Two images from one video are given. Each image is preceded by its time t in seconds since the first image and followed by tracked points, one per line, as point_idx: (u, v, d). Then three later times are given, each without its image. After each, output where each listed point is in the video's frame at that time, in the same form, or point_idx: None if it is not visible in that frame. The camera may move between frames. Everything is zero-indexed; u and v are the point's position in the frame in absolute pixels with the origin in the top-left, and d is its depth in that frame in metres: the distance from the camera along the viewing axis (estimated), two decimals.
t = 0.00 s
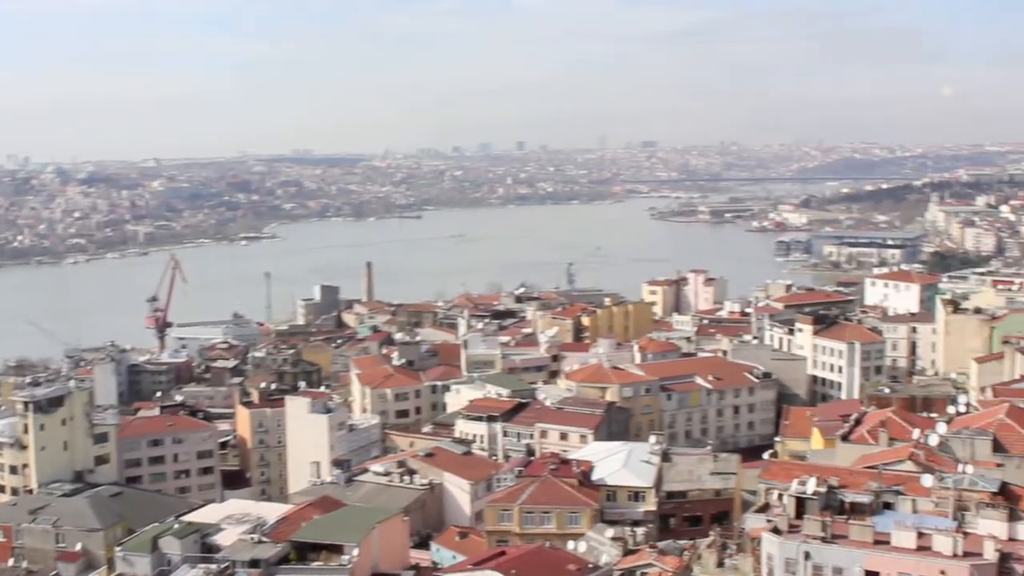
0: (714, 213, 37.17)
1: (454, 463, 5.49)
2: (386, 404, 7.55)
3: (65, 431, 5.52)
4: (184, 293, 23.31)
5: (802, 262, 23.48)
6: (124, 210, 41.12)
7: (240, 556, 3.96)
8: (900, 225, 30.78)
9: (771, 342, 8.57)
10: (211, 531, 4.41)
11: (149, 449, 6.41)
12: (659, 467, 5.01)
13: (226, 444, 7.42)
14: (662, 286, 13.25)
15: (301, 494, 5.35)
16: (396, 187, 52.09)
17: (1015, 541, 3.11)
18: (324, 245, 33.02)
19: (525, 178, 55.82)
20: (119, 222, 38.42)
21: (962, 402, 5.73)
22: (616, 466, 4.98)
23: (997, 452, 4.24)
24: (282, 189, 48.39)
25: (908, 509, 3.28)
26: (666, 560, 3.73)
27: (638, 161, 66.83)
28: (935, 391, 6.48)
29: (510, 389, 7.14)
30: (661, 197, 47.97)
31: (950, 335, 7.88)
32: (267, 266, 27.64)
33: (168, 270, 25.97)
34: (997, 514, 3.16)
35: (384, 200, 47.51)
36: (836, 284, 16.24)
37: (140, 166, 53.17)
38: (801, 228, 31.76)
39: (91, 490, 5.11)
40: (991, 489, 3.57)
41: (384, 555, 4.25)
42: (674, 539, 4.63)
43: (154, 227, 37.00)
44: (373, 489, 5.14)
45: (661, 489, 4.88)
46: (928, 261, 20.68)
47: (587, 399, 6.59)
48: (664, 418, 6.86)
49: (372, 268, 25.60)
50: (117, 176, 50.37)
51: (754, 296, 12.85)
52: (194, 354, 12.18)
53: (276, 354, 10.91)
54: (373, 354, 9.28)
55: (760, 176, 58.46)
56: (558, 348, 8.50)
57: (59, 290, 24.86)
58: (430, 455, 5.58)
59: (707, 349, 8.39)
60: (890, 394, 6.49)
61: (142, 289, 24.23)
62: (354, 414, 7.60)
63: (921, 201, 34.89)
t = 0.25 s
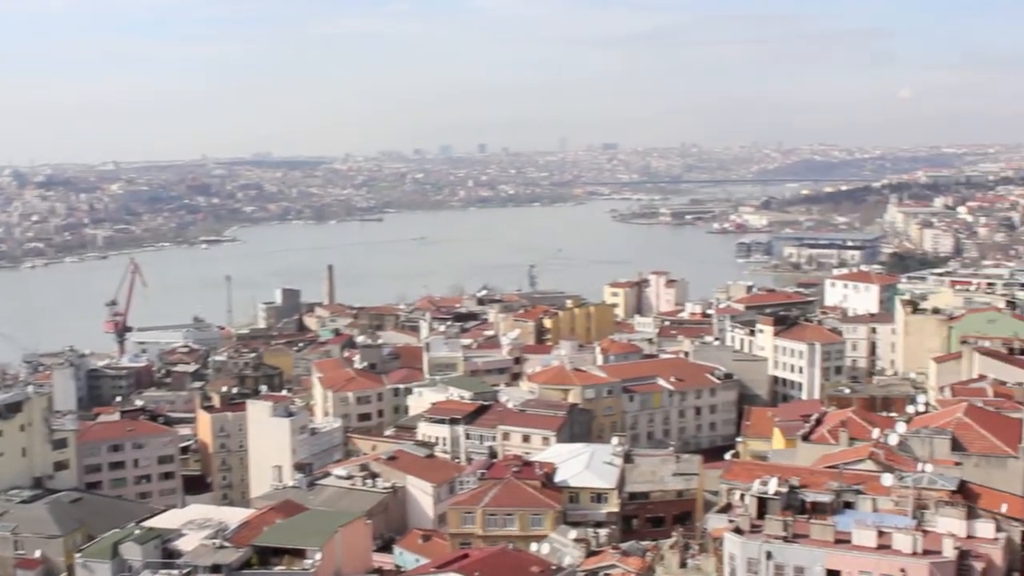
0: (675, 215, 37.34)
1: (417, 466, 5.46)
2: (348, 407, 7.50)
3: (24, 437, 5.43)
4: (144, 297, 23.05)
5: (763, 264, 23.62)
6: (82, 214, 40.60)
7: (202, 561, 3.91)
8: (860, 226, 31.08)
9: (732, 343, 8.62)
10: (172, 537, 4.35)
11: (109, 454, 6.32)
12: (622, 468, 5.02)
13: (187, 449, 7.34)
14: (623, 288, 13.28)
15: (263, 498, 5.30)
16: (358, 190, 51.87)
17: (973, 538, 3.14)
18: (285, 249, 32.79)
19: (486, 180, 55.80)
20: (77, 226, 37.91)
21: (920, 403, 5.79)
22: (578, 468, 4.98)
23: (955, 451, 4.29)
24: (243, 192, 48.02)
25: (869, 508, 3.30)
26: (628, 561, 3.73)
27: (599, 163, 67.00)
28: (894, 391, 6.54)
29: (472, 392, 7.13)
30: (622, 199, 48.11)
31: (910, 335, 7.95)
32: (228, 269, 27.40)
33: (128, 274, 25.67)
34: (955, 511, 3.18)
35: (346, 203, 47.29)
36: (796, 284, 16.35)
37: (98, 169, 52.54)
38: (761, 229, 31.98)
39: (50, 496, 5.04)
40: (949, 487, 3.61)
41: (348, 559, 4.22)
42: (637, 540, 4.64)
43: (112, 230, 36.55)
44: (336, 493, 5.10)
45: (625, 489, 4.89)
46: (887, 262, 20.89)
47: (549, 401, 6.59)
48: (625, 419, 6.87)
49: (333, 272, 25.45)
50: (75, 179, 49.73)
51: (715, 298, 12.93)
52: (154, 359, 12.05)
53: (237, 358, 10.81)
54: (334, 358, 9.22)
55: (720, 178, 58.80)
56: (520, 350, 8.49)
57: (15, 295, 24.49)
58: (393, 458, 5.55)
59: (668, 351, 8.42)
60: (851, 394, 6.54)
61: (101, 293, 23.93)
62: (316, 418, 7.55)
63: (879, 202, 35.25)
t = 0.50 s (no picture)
0: (637, 217, 37.48)
1: (379, 469, 5.42)
2: (310, 410, 7.44)
3: None
4: (104, 300, 22.79)
5: (725, 265, 23.75)
6: (40, 216, 40.03)
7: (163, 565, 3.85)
8: (821, 227, 31.34)
9: (695, 344, 8.64)
10: (132, 542, 4.28)
11: (68, 459, 6.23)
12: (585, 469, 5.01)
13: (148, 453, 7.25)
14: (586, 289, 13.29)
15: (224, 502, 5.24)
16: (319, 192, 51.58)
17: (932, 536, 3.16)
18: (246, 251, 32.54)
19: (449, 182, 55.73)
20: (35, 228, 37.37)
21: (881, 402, 5.83)
22: (541, 470, 4.97)
23: (915, 450, 4.32)
24: (204, 194, 47.61)
25: (830, 508, 3.31)
26: (590, 562, 3.71)
27: (561, 165, 67.10)
28: (855, 391, 6.58)
29: (435, 394, 7.10)
30: (585, 201, 48.22)
31: (871, 335, 8.02)
32: (190, 272, 27.13)
33: (87, 277, 25.35)
34: (916, 510, 3.20)
35: (308, 205, 47.03)
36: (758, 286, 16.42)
37: (56, 171, 51.85)
38: (723, 231, 32.16)
39: (8, 502, 4.95)
40: (909, 486, 3.63)
41: (311, 563, 4.17)
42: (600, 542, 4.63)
43: (71, 232, 36.07)
44: (299, 496, 5.06)
45: (587, 491, 4.88)
46: (847, 262, 21.08)
47: (512, 403, 6.57)
48: (588, 420, 6.87)
49: (295, 274, 25.28)
50: (32, 181, 49.04)
51: (677, 299, 12.98)
52: (114, 363, 11.91)
53: (198, 362, 10.71)
54: (296, 361, 9.15)
55: (683, 179, 59.13)
56: (483, 352, 8.47)
57: None
58: (355, 461, 5.51)
59: (631, 352, 8.44)
60: (812, 394, 6.58)
61: (60, 297, 23.62)
62: (278, 421, 7.49)
63: (840, 204, 35.56)
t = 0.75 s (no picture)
0: (600, 218, 37.58)
1: (343, 471, 5.39)
2: (273, 412, 7.39)
3: None
4: (62, 303, 22.50)
5: (687, 266, 23.88)
6: None
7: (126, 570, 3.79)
8: (782, 228, 31.59)
9: (658, 344, 8.67)
10: (93, 548, 4.22)
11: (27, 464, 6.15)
12: (549, 471, 5.01)
13: (109, 457, 7.15)
14: (549, 291, 13.31)
15: (186, 507, 5.19)
16: (281, 194, 51.26)
17: (894, 534, 3.18)
18: (207, 253, 32.26)
19: (411, 184, 55.61)
20: None
21: (842, 401, 5.88)
22: (505, 471, 4.96)
23: (876, 449, 4.36)
24: (164, 196, 47.16)
25: (793, 507, 3.32)
26: (555, 563, 3.70)
27: (524, 167, 67.16)
28: (817, 390, 6.63)
29: (398, 396, 7.07)
30: (548, 202, 48.29)
31: (832, 335, 8.09)
32: (151, 274, 26.84)
33: (46, 280, 25.00)
34: (877, 509, 3.22)
35: (270, 207, 46.71)
36: (720, 288, 16.51)
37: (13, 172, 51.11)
38: (685, 232, 32.33)
39: None
40: (870, 484, 3.66)
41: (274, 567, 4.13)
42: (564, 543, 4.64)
43: (29, 235, 35.57)
44: (262, 500, 5.02)
45: (551, 492, 4.88)
46: (809, 263, 21.26)
47: (475, 404, 6.56)
48: (552, 422, 6.88)
49: (257, 276, 25.09)
50: None
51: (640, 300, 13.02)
52: (74, 366, 11.76)
53: (159, 365, 10.60)
54: (258, 363, 9.08)
55: (645, 180, 59.37)
56: (446, 354, 8.45)
57: None
58: (319, 464, 5.47)
59: (594, 353, 8.46)
60: (775, 393, 6.62)
61: (17, 300, 23.28)
62: (240, 424, 7.42)
63: (801, 204, 35.87)
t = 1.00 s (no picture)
0: (563, 219, 37.65)
1: (307, 473, 5.35)
2: (235, 415, 7.31)
3: None
4: (21, 307, 22.18)
5: (650, 267, 23.95)
6: None
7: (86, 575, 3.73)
8: (744, 229, 31.78)
9: (621, 345, 8.69)
10: (53, 552, 4.16)
11: None
12: (514, 472, 4.99)
13: (70, 461, 7.05)
14: (512, 292, 13.30)
15: (148, 511, 5.12)
16: (243, 195, 50.88)
17: (856, 532, 3.19)
18: (169, 255, 31.94)
19: (375, 185, 55.42)
20: None
21: (805, 401, 5.91)
22: (470, 472, 4.94)
23: (837, 449, 4.38)
24: (125, 198, 46.65)
25: (755, 507, 3.33)
26: (520, 564, 3.68)
27: (488, 168, 67.13)
28: (780, 390, 6.66)
29: (362, 398, 7.03)
30: (511, 204, 48.30)
31: (793, 336, 8.15)
32: (112, 277, 26.53)
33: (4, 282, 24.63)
34: (840, 508, 3.23)
35: (232, 208, 46.34)
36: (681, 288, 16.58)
37: None
38: (648, 233, 32.43)
39: None
40: (832, 484, 3.68)
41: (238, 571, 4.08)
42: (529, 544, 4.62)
43: None
44: (224, 503, 4.97)
45: (516, 494, 4.87)
46: (771, 264, 21.39)
47: (439, 406, 6.53)
48: (516, 423, 6.87)
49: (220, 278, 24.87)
50: None
51: (603, 301, 13.04)
52: (32, 370, 11.57)
53: (120, 368, 10.47)
54: (220, 366, 9.00)
55: (609, 182, 59.55)
56: (409, 356, 8.42)
57: None
58: (282, 466, 5.42)
59: (558, 354, 8.45)
60: (737, 394, 6.65)
61: None
62: (202, 426, 7.34)
63: (763, 206, 36.11)
